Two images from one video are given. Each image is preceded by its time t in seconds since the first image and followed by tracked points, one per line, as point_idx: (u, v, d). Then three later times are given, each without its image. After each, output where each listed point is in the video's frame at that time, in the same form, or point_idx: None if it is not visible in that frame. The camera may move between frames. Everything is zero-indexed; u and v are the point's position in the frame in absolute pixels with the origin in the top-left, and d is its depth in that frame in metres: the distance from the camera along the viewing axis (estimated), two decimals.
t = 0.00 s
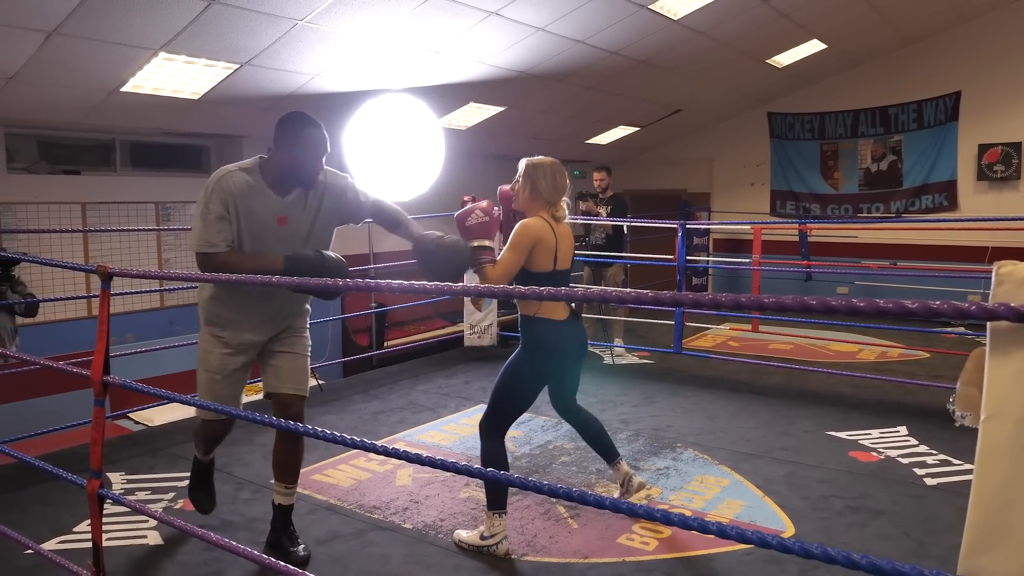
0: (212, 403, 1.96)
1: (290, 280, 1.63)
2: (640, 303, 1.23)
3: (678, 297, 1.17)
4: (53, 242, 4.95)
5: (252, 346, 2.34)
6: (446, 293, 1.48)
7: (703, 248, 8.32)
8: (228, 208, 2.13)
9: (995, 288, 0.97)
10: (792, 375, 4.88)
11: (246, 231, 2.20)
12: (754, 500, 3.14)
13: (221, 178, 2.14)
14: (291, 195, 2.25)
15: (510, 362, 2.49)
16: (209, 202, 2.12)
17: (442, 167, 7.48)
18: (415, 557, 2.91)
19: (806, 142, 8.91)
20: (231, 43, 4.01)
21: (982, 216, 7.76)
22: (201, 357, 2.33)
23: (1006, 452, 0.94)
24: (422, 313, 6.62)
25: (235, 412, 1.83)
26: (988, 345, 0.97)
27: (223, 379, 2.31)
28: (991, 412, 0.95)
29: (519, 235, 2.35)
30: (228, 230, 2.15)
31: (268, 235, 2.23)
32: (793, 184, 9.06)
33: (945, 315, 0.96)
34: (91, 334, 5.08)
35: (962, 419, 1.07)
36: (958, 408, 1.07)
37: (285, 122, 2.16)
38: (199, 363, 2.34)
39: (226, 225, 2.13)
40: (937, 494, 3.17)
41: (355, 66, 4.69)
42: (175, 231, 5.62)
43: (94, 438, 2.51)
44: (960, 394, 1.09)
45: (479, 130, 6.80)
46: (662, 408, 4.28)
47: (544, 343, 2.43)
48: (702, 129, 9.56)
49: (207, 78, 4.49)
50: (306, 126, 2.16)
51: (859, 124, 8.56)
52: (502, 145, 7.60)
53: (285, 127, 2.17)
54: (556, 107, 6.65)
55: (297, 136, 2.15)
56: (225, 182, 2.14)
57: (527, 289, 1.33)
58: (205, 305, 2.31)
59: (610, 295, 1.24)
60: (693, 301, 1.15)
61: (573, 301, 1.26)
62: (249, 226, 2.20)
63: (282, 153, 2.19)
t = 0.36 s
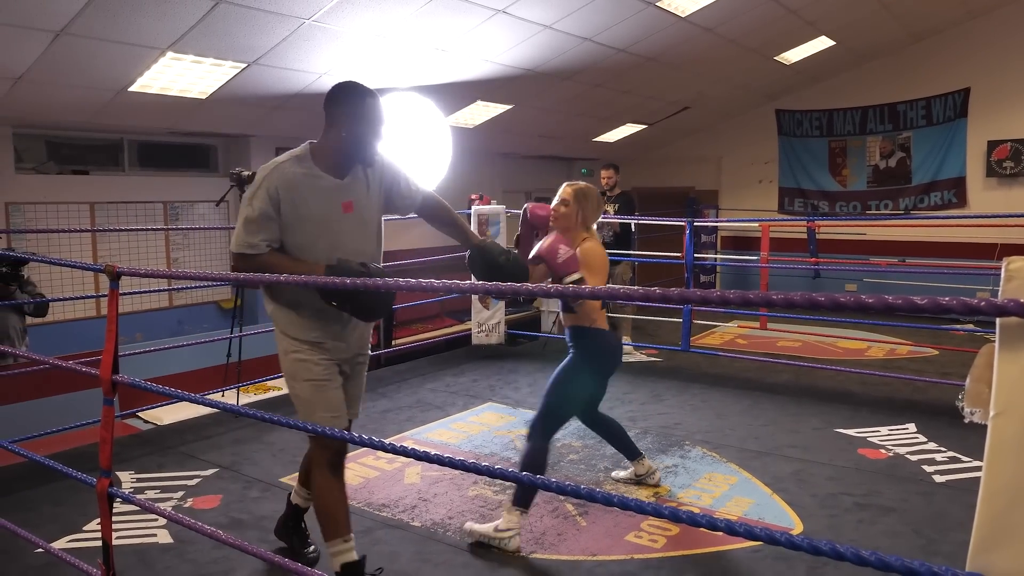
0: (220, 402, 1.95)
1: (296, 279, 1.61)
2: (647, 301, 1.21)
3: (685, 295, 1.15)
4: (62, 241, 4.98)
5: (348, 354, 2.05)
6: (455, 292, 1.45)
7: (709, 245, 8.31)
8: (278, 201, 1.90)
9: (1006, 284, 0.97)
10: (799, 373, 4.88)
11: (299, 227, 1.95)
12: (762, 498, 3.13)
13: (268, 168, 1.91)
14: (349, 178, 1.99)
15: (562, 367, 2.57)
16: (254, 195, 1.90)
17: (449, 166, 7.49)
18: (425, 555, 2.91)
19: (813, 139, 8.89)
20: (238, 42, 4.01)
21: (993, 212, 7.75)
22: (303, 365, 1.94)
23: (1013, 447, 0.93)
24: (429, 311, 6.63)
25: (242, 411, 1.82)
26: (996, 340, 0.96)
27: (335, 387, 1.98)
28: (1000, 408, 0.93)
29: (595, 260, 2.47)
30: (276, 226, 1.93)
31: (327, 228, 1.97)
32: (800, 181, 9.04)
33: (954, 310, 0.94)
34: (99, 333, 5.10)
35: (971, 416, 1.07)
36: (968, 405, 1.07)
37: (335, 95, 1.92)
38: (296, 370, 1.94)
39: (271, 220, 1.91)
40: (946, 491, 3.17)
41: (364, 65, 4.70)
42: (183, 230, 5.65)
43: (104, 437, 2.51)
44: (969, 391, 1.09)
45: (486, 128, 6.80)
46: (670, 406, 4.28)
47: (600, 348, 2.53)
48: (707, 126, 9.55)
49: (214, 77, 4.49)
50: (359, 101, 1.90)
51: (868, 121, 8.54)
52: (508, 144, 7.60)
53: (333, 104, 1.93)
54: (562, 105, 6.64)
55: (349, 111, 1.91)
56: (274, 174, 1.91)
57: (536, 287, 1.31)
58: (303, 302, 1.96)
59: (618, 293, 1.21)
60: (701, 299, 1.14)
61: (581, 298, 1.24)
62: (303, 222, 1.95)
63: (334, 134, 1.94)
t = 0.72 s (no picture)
0: (220, 403, 1.95)
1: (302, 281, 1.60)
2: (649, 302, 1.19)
3: (687, 295, 1.13)
4: (63, 244, 4.99)
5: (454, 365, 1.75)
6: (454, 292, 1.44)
7: (710, 246, 8.32)
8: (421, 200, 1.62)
9: (1007, 283, 0.98)
10: (802, 372, 4.87)
11: (434, 218, 1.69)
12: (766, 498, 3.12)
13: (405, 152, 1.62)
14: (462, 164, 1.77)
15: (631, 356, 3.01)
16: (398, 185, 1.60)
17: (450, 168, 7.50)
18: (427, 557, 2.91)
19: (814, 139, 8.90)
20: (239, 45, 4.02)
21: (993, 211, 7.75)
22: (406, 385, 1.65)
23: (1014, 447, 0.92)
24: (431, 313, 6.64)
25: (244, 413, 1.81)
26: (998, 340, 0.96)
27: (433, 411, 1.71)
28: (1002, 408, 0.94)
29: (624, 235, 2.74)
30: (419, 217, 1.64)
31: (456, 220, 1.74)
32: (800, 181, 9.04)
33: (955, 310, 0.95)
34: (100, 336, 5.11)
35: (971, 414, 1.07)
36: (968, 403, 1.07)
37: (465, 70, 1.68)
38: (397, 390, 1.65)
39: (420, 212, 1.62)
40: (948, 490, 3.17)
41: (364, 66, 4.71)
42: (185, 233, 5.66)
43: (105, 439, 2.51)
44: (970, 389, 1.09)
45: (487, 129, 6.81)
46: (672, 407, 4.28)
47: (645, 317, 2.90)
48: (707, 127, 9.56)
49: (214, 80, 4.51)
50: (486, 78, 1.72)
51: (867, 121, 8.54)
52: (509, 145, 7.61)
53: (463, 79, 1.69)
54: (563, 106, 6.65)
55: (481, 86, 1.70)
56: (416, 156, 1.63)
57: (536, 288, 1.29)
58: (400, 311, 1.64)
59: (618, 294, 1.20)
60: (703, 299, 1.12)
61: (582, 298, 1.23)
62: (440, 213, 1.69)
63: (458, 114, 1.71)
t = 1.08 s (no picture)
0: (220, 404, 1.95)
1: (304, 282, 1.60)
2: (649, 302, 1.19)
3: (686, 295, 1.13)
4: (63, 245, 4.99)
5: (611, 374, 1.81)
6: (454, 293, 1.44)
7: (710, 245, 8.32)
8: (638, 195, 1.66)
9: (1007, 280, 0.99)
10: (802, 372, 4.88)
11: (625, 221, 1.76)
12: (766, 498, 3.12)
13: (614, 151, 1.67)
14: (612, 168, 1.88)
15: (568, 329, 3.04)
16: (616, 182, 1.64)
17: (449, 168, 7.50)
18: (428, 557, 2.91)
19: (813, 139, 8.90)
20: (238, 45, 4.02)
21: (993, 210, 7.75)
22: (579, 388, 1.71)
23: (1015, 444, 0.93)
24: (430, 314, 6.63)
25: (244, 414, 1.81)
26: (999, 337, 0.97)
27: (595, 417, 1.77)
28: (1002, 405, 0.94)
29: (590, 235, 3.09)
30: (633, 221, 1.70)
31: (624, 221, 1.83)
32: (800, 180, 9.04)
33: (955, 308, 0.95)
34: (100, 337, 5.11)
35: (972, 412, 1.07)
36: (968, 401, 1.07)
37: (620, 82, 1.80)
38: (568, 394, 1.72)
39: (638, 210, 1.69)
40: (949, 489, 3.17)
41: (363, 66, 4.71)
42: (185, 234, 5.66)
43: (107, 441, 2.50)
44: (970, 387, 1.08)
45: (486, 129, 6.80)
46: (673, 407, 4.28)
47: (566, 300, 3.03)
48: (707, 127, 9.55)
49: (214, 80, 4.50)
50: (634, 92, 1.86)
51: (867, 120, 8.54)
52: (509, 145, 7.60)
53: (618, 89, 1.80)
54: (563, 106, 6.65)
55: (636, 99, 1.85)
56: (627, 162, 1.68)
57: (536, 288, 1.29)
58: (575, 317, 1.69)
59: (617, 294, 1.20)
60: (702, 299, 1.12)
61: (581, 298, 1.23)
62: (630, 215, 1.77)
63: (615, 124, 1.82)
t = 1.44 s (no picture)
0: (220, 403, 1.95)
1: (305, 282, 1.60)
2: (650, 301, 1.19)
3: (687, 294, 1.13)
4: (64, 245, 4.99)
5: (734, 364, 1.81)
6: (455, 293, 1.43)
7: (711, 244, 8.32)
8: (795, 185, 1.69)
9: (1008, 280, 0.99)
10: (802, 371, 4.87)
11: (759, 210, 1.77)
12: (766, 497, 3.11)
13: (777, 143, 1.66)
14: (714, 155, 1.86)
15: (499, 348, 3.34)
16: (790, 175, 1.64)
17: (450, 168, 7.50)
18: (428, 557, 2.91)
19: (814, 138, 8.91)
20: (238, 45, 4.01)
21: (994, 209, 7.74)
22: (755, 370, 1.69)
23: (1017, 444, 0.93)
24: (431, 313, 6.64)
25: (245, 414, 1.81)
26: (1000, 337, 0.98)
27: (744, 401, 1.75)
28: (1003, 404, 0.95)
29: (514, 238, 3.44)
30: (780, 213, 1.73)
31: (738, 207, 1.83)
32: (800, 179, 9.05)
33: (955, 306, 0.94)
34: (101, 337, 5.11)
35: (974, 412, 1.07)
36: (970, 402, 1.07)
37: (730, 70, 1.76)
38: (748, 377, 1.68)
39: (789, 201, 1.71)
40: (949, 488, 3.17)
41: (363, 66, 4.71)
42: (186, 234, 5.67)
43: (107, 441, 2.50)
44: (971, 388, 1.07)
45: (486, 129, 6.80)
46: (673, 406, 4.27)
47: (500, 319, 3.26)
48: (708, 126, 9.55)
49: (214, 80, 4.51)
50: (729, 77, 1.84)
51: (868, 118, 8.54)
52: (509, 144, 7.60)
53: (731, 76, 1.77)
54: (564, 105, 6.65)
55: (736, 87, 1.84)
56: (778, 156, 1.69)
57: (537, 288, 1.29)
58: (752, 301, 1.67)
59: (618, 293, 1.21)
60: (702, 298, 1.13)
61: (582, 297, 1.23)
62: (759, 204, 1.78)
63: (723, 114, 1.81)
